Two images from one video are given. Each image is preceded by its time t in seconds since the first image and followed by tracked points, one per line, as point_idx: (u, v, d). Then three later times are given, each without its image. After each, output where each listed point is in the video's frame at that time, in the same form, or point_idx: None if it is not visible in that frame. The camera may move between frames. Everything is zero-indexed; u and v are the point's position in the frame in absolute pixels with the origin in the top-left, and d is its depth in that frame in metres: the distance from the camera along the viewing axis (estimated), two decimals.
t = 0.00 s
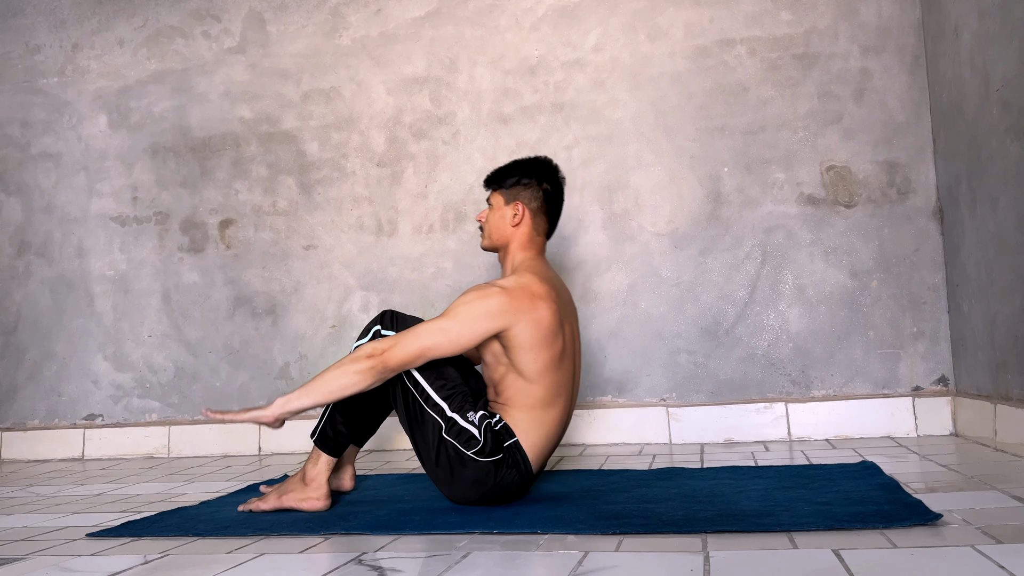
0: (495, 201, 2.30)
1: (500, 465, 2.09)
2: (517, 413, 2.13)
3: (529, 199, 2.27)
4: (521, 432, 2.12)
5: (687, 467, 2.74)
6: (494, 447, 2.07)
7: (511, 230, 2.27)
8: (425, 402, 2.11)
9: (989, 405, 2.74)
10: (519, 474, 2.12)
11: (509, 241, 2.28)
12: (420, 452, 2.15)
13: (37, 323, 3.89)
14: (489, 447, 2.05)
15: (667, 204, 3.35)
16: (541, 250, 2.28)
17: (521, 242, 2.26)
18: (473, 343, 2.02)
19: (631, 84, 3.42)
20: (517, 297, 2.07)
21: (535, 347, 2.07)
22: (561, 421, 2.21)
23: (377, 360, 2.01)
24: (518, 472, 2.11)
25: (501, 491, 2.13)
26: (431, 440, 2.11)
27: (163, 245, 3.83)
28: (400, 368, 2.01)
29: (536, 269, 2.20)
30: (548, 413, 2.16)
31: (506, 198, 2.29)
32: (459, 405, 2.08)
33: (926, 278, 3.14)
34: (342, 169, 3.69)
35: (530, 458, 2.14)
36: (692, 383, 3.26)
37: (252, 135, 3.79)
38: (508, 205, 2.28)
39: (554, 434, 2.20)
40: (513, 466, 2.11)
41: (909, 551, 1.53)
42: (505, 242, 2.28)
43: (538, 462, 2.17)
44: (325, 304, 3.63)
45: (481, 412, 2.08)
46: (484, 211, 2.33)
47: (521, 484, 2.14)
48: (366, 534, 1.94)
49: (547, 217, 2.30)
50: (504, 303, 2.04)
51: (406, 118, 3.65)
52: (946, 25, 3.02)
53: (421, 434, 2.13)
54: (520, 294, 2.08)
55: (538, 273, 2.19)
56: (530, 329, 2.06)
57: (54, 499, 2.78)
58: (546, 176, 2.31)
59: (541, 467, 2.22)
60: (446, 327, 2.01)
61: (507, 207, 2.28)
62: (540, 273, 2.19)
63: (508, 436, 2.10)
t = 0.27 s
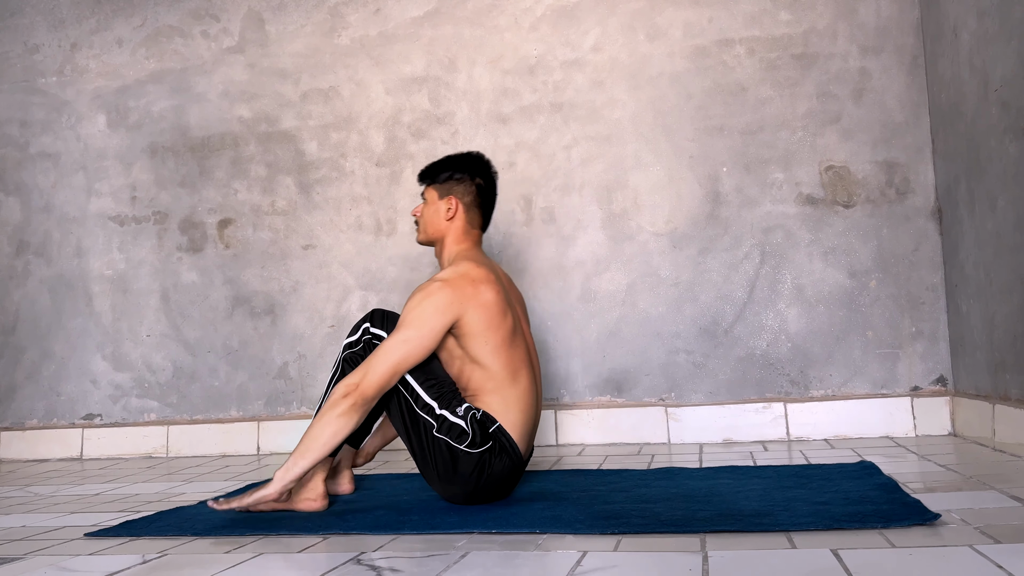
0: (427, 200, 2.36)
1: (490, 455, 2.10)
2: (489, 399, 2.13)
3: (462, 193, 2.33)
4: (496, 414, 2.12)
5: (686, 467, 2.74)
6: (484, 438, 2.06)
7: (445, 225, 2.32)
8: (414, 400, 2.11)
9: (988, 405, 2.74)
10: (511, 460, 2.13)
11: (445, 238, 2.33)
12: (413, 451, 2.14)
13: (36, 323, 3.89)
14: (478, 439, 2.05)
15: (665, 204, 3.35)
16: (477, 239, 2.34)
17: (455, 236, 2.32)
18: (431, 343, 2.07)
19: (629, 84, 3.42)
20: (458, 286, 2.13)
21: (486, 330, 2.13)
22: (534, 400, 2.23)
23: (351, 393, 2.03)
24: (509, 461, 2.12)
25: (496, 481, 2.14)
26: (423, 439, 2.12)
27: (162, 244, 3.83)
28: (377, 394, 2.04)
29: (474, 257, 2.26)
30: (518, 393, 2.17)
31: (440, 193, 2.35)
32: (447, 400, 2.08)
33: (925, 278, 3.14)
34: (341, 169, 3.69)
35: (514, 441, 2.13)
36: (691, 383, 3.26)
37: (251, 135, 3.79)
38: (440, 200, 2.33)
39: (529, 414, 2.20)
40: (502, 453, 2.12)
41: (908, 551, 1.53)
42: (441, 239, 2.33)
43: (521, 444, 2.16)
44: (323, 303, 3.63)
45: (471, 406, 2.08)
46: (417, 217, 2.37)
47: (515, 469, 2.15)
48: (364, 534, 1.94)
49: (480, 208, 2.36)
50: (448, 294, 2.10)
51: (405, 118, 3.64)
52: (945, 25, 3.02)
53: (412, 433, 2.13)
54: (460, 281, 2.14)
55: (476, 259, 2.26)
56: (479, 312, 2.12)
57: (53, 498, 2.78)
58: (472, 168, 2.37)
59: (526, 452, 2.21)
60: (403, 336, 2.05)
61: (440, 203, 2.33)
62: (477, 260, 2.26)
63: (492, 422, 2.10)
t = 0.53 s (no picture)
0: (413, 206, 2.36)
1: (489, 452, 2.11)
2: (486, 399, 2.15)
3: (447, 198, 2.33)
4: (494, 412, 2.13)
5: (685, 466, 2.73)
6: (483, 434, 2.08)
7: (431, 228, 2.33)
8: (413, 399, 2.12)
9: (987, 405, 2.74)
10: (510, 459, 2.13)
11: (432, 240, 2.33)
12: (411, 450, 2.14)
13: (35, 322, 3.89)
14: (477, 435, 2.07)
15: (665, 204, 3.35)
16: (463, 242, 2.35)
17: (441, 240, 2.33)
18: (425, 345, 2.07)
19: (629, 84, 3.42)
20: (450, 287, 2.14)
21: (480, 328, 2.14)
22: (531, 396, 2.24)
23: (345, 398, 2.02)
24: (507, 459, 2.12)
25: (494, 480, 2.14)
26: (422, 438, 2.12)
27: (161, 244, 3.83)
28: (371, 398, 2.03)
29: (462, 259, 2.27)
30: (515, 390, 2.18)
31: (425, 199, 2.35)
32: (447, 399, 2.09)
33: (924, 278, 3.14)
34: (341, 168, 3.69)
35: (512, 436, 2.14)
36: (690, 383, 3.26)
37: (250, 134, 3.79)
38: (425, 205, 2.34)
39: (527, 411, 2.21)
40: (501, 452, 2.12)
41: (907, 551, 1.53)
42: (427, 242, 2.34)
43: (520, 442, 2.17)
44: (323, 303, 3.63)
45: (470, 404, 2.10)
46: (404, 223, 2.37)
47: (513, 468, 2.15)
48: (363, 533, 1.94)
49: (465, 211, 2.37)
50: (441, 297, 2.10)
51: (404, 118, 3.64)
52: (945, 25, 3.02)
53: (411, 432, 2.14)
54: (451, 283, 2.15)
55: (464, 260, 2.27)
56: (472, 313, 2.13)
57: (52, 498, 2.78)
58: (459, 170, 2.38)
59: (525, 449, 2.22)
60: (397, 338, 2.05)
61: (426, 207, 2.33)
62: (466, 261, 2.27)
63: (491, 419, 2.11)
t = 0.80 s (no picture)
0: (493, 197, 2.30)
1: (497, 461, 2.10)
2: (514, 409, 2.16)
3: (527, 195, 2.28)
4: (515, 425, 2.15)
5: (685, 466, 2.73)
6: (492, 443, 2.07)
7: (509, 223, 2.28)
8: (421, 401, 2.10)
9: (987, 405, 2.74)
10: (517, 471, 2.13)
11: (504, 235, 2.29)
12: (419, 452, 2.13)
13: (35, 321, 3.88)
14: (486, 443, 2.05)
15: (664, 204, 3.35)
16: (537, 246, 2.31)
17: (518, 237, 2.28)
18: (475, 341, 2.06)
19: (628, 84, 3.42)
20: (515, 293, 2.12)
21: (532, 343, 2.13)
22: (555, 419, 2.25)
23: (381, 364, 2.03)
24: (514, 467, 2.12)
25: (499, 487, 2.14)
26: (430, 439, 2.10)
27: (161, 243, 3.83)
28: (404, 371, 2.04)
29: (531, 265, 2.24)
30: (543, 411, 2.19)
31: (506, 193, 2.30)
32: (455, 402, 2.08)
33: (923, 279, 3.14)
34: (340, 168, 3.69)
35: (524, 451, 2.16)
36: (690, 383, 3.26)
37: (250, 134, 3.79)
38: (506, 199, 2.28)
39: (547, 431, 2.23)
40: (510, 462, 2.12)
41: (906, 551, 1.53)
42: (501, 236, 2.29)
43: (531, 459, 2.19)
44: (322, 303, 3.63)
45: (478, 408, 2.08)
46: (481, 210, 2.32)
47: (519, 479, 2.15)
48: (362, 533, 1.94)
49: (545, 215, 2.32)
50: (505, 300, 2.09)
51: (404, 117, 3.64)
52: (944, 25, 3.02)
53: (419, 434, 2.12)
54: (518, 290, 2.13)
55: (535, 268, 2.24)
56: (529, 325, 2.12)
57: (51, 497, 2.78)
58: (545, 170, 2.33)
59: (535, 464, 2.25)
60: (450, 325, 2.04)
61: (506, 202, 2.28)
62: (537, 270, 2.24)
63: (504, 430, 2.12)
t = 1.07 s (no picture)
0: (574, 227, 2.22)
1: (515, 469, 2.10)
2: (553, 431, 2.13)
3: (610, 226, 2.20)
4: (548, 446, 2.13)
5: (685, 466, 2.73)
6: (513, 450, 2.08)
7: (591, 255, 2.20)
8: (439, 401, 2.09)
9: (986, 405, 2.74)
10: (530, 484, 2.13)
11: (585, 265, 2.21)
12: (432, 450, 2.12)
13: (34, 321, 3.88)
14: (508, 449, 2.07)
15: (664, 203, 3.35)
16: (620, 279, 2.22)
17: (601, 269, 2.20)
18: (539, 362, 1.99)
19: (628, 84, 3.42)
20: (594, 327, 2.03)
21: (596, 380, 2.05)
22: (591, 451, 2.21)
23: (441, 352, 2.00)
24: (529, 477, 2.12)
25: (508, 494, 2.15)
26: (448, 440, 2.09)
27: (161, 243, 3.82)
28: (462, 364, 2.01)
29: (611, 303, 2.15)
30: (582, 443, 2.16)
31: (586, 224, 2.22)
32: (477, 403, 2.08)
33: (923, 279, 3.14)
34: (340, 168, 3.68)
35: (546, 471, 2.14)
36: (689, 383, 3.26)
37: (250, 133, 3.79)
38: (588, 230, 2.21)
39: (579, 460, 2.20)
40: (527, 474, 2.12)
41: (905, 551, 1.53)
42: (581, 266, 2.21)
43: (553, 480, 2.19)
44: (322, 302, 3.63)
45: (499, 411, 2.09)
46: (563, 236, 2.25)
47: (531, 493, 2.16)
48: (362, 532, 1.94)
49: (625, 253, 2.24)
50: (582, 333, 2.00)
51: (404, 117, 3.64)
52: (945, 25, 3.02)
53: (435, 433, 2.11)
54: (597, 325, 2.04)
55: (617, 304, 2.15)
56: (599, 363, 2.03)
57: (51, 496, 2.78)
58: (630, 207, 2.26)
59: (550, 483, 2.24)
60: (519, 340, 1.97)
61: (589, 233, 2.20)
62: (618, 308, 2.15)
63: (532, 445, 2.12)
